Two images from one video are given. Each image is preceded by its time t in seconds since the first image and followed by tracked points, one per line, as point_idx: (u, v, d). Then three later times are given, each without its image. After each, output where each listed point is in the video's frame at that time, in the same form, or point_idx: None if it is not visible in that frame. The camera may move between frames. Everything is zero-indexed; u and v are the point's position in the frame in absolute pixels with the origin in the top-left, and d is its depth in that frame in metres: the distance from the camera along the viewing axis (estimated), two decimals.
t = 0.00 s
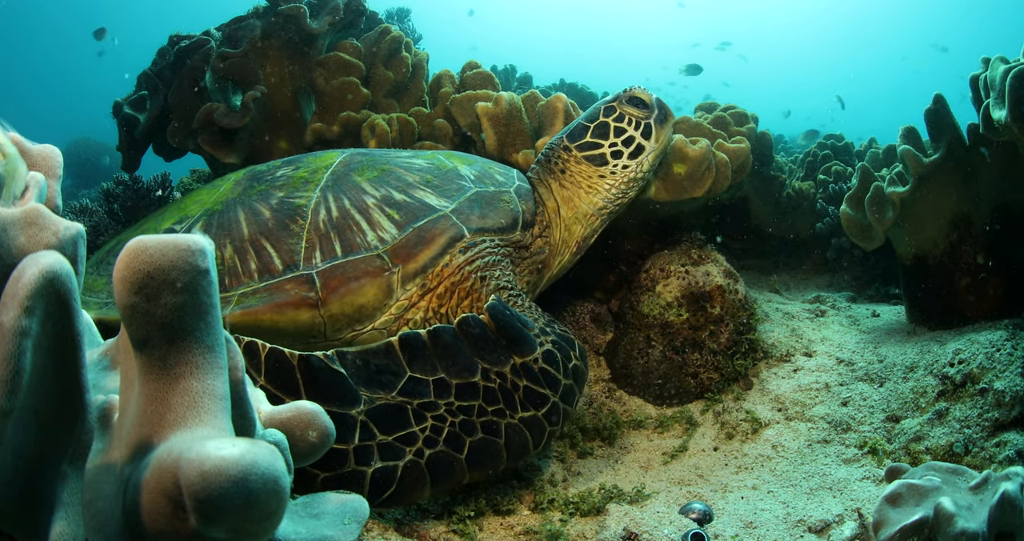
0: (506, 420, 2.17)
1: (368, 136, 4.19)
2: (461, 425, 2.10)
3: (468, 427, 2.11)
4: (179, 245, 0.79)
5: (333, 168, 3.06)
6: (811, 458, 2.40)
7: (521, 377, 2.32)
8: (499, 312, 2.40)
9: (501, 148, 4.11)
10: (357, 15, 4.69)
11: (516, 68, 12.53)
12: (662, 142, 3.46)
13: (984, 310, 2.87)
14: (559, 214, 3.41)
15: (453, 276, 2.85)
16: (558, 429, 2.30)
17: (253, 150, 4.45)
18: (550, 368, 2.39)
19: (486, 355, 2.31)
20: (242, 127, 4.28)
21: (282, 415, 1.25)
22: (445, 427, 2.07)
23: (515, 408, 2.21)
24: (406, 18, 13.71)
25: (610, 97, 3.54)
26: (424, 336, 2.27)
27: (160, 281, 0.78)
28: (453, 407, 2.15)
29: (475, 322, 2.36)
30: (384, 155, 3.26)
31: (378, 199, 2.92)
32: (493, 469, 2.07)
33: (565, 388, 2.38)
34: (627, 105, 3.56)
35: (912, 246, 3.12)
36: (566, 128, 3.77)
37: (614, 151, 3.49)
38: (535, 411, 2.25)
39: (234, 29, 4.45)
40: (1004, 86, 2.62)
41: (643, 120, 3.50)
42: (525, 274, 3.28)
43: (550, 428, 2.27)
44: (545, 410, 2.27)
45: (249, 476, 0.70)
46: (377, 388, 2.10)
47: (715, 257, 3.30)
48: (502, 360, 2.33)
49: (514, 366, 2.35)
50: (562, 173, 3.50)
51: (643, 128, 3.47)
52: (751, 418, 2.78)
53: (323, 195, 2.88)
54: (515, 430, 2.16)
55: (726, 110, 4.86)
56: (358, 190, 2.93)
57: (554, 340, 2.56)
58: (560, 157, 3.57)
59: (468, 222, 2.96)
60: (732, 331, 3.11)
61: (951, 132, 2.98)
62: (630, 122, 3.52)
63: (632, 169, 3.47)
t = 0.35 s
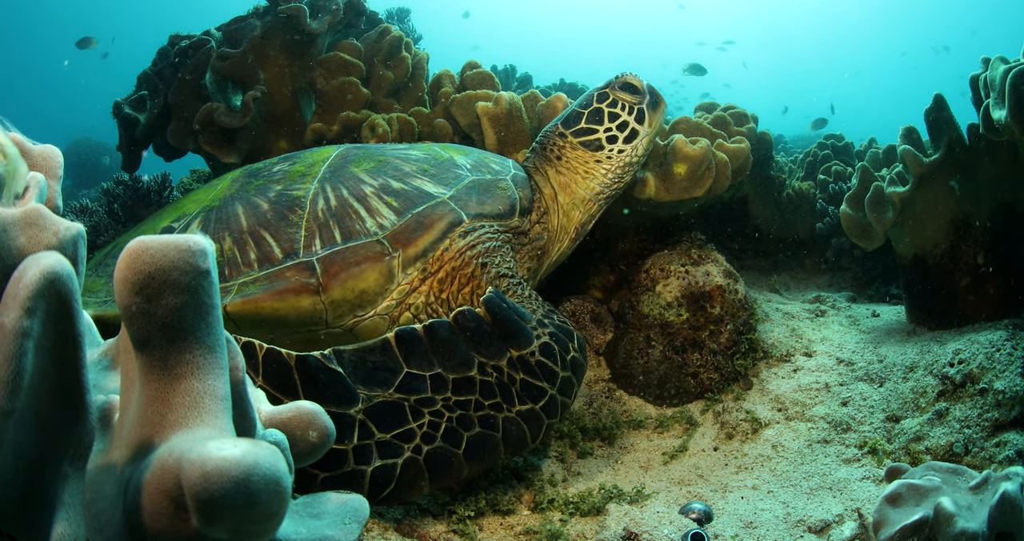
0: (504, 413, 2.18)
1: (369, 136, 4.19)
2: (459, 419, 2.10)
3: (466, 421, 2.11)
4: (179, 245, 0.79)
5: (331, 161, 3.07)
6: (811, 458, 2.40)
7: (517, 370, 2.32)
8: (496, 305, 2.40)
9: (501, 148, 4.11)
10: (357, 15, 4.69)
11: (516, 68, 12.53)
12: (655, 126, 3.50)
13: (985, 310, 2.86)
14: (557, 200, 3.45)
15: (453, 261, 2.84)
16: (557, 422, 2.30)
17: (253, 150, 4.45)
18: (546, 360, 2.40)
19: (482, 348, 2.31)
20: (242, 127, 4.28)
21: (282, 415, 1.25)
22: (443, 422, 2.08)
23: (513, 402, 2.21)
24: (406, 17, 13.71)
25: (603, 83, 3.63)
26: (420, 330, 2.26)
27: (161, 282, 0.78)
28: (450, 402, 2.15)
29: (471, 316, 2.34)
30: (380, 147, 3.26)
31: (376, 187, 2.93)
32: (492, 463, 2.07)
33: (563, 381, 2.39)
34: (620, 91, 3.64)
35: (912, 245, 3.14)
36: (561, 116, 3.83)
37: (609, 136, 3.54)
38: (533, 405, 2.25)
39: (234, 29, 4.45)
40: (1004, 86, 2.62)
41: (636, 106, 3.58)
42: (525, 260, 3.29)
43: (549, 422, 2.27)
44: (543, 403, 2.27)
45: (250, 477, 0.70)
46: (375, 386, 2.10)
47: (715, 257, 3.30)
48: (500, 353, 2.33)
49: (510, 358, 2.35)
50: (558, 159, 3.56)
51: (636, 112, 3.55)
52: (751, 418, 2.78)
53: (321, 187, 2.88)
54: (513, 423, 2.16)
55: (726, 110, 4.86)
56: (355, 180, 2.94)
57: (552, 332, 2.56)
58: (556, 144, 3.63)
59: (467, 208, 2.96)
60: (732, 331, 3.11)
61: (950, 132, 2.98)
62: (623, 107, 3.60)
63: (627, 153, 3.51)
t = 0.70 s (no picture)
0: (502, 405, 2.18)
1: (368, 135, 4.19)
2: (457, 413, 2.10)
3: (464, 414, 2.10)
4: (179, 244, 0.79)
5: (330, 155, 3.07)
6: (811, 458, 2.40)
7: (513, 359, 2.32)
8: (488, 297, 2.41)
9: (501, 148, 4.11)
10: (356, 15, 4.69)
11: (515, 68, 12.52)
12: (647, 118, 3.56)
13: (984, 310, 2.87)
14: (553, 188, 3.43)
15: (457, 248, 2.84)
16: (558, 410, 2.30)
17: (253, 149, 4.44)
18: (543, 348, 2.40)
19: (476, 338, 2.30)
20: (242, 127, 4.28)
21: (282, 415, 1.25)
22: (441, 416, 2.07)
23: (512, 392, 2.22)
24: (406, 17, 13.70)
25: (595, 73, 3.65)
26: (412, 326, 2.26)
27: (161, 281, 0.78)
28: (446, 396, 2.14)
29: (461, 308, 2.34)
30: (378, 141, 3.26)
31: (378, 179, 2.93)
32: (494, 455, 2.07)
33: (563, 368, 2.39)
34: (612, 80, 3.67)
35: (911, 245, 3.14)
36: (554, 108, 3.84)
37: (603, 125, 3.56)
38: (531, 393, 2.26)
39: (234, 29, 4.45)
40: (1004, 86, 2.62)
41: (628, 95, 3.61)
42: (525, 247, 3.29)
43: (551, 410, 2.28)
44: (543, 392, 2.28)
45: (249, 475, 0.70)
46: (371, 383, 2.09)
47: (715, 257, 3.30)
48: (493, 343, 2.32)
49: (505, 348, 2.34)
50: (553, 148, 3.55)
51: (628, 102, 3.58)
52: (751, 418, 2.78)
53: (324, 179, 2.89)
54: (512, 413, 2.17)
55: (726, 110, 4.86)
56: (357, 172, 2.95)
57: (547, 319, 2.56)
58: (550, 133, 3.63)
59: (468, 197, 2.97)
60: (732, 331, 3.11)
61: (951, 131, 2.98)
62: (615, 97, 3.62)
63: (620, 141, 3.53)
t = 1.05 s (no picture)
0: (496, 389, 2.16)
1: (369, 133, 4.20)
2: (448, 402, 2.08)
3: (456, 402, 2.09)
4: (180, 243, 0.79)
5: (332, 154, 3.07)
6: (811, 458, 2.40)
7: (503, 342, 2.36)
8: (469, 286, 2.50)
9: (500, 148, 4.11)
10: (357, 15, 4.69)
11: (516, 68, 12.53)
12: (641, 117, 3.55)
13: (984, 310, 2.86)
14: (551, 185, 3.44)
15: (459, 246, 2.87)
16: (560, 392, 2.28)
17: (253, 149, 4.44)
18: (532, 330, 2.45)
19: (460, 326, 2.36)
20: (242, 127, 4.28)
21: (282, 415, 1.25)
22: (431, 406, 2.05)
23: (505, 378, 2.21)
24: (406, 17, 13.71)
25: (590, 71, 3.64)
26: (393, 319, 2.32)
27: (161, 280, 0.78)
28: (435, 384, 2.14)
29: (443, 298, 2.43)
30: (378, 139, 3.27)
31: (381, 178, 2.93)
32: (494, 444, 2.03)
33: (558, 349, 2.41)
34: (608, 78, 3.65)
35: (911, 244, 3.15)
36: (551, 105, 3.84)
37: (597, 123, 3.55)
38: (527, 375, 2.26)
39: (234, 28, 4.45)
40: (1004, 85, 2.62)
41: (623, 93, 3.60)
42: (525, 243, 3.30)
43: (551, 393, 2.25)
44: (539, 373, 2.27)
45: (250, 472, 0.70)
46: (353, 375, 2.10)
47: (715, 257, 3.30)
48: (479, 331, 2.37)
49: (493, 333, 2.39)
50: (549, 147, 3.56)
51: (624, 99, 3.57)
52: (751, 418, 2.78)
53: (326, 178, 2.89)
54: (509, 399, 2.14)
55: (726, 110, 4.86)
56: (360, 171, 2.95)
57: (535, 304, 2.62)
58: (546, 131, 3.63)
59: (469, 195, 2.97)
60: (732, 331, 3.11)
61: (950, 131, 2.98)
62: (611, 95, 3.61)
63: (615, 139, 3.53)
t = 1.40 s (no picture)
0: (497, 393, 2.16)
1: (369, 133, 4.20)
2: (449, 404, 2.08)
3: (457, 405, 2.08)
4: (180, 243, 0.79)
5: (336, 158, 3.06)
6: (811, 458, 2.40)
7: (504, 346, 2.36)
8: (471, 291, 2.51)
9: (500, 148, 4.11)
10: (356, 15, 4.69)
11: (515, 67, 12.54)
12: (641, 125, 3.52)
13: (983, 310, 2.86)
14: (551, 192, 3.46)
15: (463, 255, 2.87)
16: (560, 397, 2.29)
17: (252, 149, 4.44)
18: (532, 335, 2.45)
19: (462, 330, 2.37)
20: (242, 127, 4.28)
21: (282, 414, 1.25)
22: (431, 409, 2.04)
23: (506, 381, 2.21)
24: (406, 17, 13.71)
25: (591, 77, 3.61)
26: (395, 322, 2.32)
27: (161, 279, 0.78)
28: (436, 387, 2.14)
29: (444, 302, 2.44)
30: (382, 143, 3.26)
31: (385, 185, 2.93)
32: (495, 446, 2.04)
33: (558, 353, 2.42)
34: (608, 84, 3.62)
35: (912, 245, 3.15)
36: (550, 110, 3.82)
37: (597, 131, 3.54)
38: (528, 379, 2.25)
39: (234, 28, 4.44)
40: (1004, 85, 2.62)
41: (623, 99, 3.57)
42: (526, 251, 3.32)
43: (551, 398, 2.25)
44: (539, 378, 2.27)
45: (249, 471, 0.70)
46: (353, 376, 2.10)
47: (715, 257, 3.30)
48: (480, 335, 2.37)
49: (493, 337, 2.40)
50: (548, 154, 3.56)
51: (624, 106, 3.54)
52: (751, 417, 2.77)
53: (331, 184, 2.88)
54: (511, 402, 2.14)
55: (726, 109, 4.86)
56: (364, 177, 2.94)
57: (535, 310, 2.64)
58: (546, 139, 3.63)
59: (473, 203, 2.98)
60: (732, 331, 3.11)
61: (950, 132, 2.98)
62: (611, 101, 3.58)
63: (615, 147, 3.52)
